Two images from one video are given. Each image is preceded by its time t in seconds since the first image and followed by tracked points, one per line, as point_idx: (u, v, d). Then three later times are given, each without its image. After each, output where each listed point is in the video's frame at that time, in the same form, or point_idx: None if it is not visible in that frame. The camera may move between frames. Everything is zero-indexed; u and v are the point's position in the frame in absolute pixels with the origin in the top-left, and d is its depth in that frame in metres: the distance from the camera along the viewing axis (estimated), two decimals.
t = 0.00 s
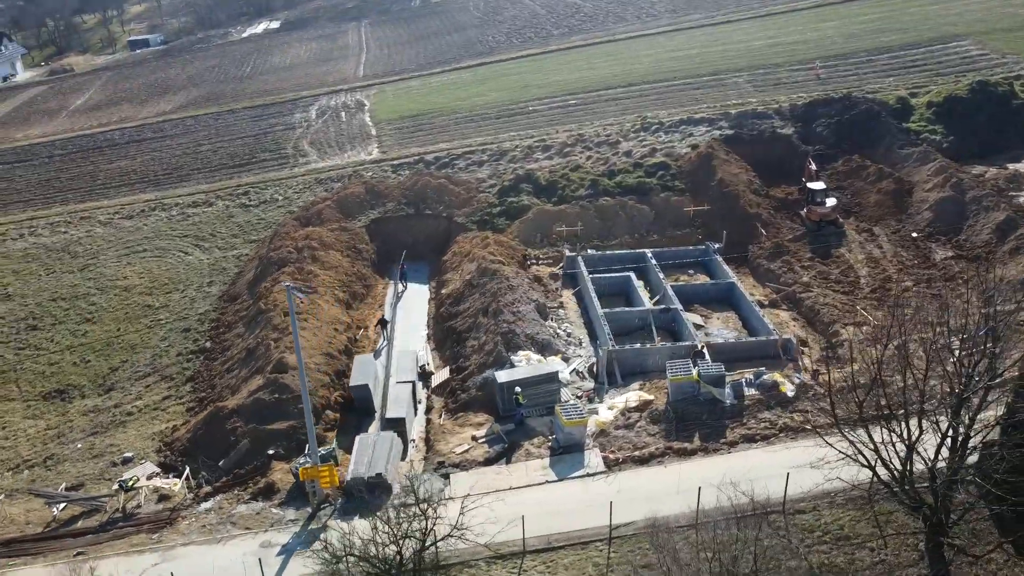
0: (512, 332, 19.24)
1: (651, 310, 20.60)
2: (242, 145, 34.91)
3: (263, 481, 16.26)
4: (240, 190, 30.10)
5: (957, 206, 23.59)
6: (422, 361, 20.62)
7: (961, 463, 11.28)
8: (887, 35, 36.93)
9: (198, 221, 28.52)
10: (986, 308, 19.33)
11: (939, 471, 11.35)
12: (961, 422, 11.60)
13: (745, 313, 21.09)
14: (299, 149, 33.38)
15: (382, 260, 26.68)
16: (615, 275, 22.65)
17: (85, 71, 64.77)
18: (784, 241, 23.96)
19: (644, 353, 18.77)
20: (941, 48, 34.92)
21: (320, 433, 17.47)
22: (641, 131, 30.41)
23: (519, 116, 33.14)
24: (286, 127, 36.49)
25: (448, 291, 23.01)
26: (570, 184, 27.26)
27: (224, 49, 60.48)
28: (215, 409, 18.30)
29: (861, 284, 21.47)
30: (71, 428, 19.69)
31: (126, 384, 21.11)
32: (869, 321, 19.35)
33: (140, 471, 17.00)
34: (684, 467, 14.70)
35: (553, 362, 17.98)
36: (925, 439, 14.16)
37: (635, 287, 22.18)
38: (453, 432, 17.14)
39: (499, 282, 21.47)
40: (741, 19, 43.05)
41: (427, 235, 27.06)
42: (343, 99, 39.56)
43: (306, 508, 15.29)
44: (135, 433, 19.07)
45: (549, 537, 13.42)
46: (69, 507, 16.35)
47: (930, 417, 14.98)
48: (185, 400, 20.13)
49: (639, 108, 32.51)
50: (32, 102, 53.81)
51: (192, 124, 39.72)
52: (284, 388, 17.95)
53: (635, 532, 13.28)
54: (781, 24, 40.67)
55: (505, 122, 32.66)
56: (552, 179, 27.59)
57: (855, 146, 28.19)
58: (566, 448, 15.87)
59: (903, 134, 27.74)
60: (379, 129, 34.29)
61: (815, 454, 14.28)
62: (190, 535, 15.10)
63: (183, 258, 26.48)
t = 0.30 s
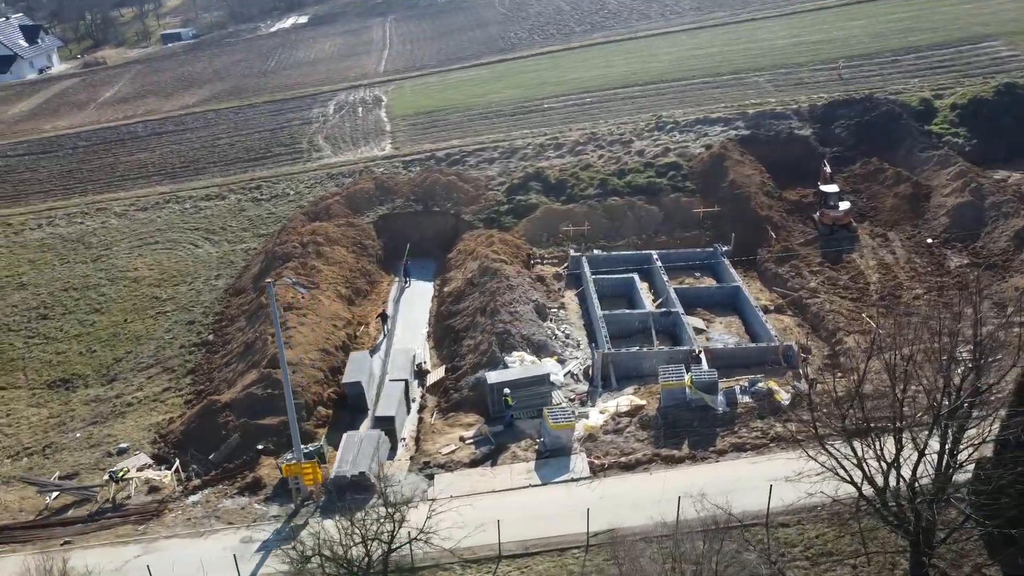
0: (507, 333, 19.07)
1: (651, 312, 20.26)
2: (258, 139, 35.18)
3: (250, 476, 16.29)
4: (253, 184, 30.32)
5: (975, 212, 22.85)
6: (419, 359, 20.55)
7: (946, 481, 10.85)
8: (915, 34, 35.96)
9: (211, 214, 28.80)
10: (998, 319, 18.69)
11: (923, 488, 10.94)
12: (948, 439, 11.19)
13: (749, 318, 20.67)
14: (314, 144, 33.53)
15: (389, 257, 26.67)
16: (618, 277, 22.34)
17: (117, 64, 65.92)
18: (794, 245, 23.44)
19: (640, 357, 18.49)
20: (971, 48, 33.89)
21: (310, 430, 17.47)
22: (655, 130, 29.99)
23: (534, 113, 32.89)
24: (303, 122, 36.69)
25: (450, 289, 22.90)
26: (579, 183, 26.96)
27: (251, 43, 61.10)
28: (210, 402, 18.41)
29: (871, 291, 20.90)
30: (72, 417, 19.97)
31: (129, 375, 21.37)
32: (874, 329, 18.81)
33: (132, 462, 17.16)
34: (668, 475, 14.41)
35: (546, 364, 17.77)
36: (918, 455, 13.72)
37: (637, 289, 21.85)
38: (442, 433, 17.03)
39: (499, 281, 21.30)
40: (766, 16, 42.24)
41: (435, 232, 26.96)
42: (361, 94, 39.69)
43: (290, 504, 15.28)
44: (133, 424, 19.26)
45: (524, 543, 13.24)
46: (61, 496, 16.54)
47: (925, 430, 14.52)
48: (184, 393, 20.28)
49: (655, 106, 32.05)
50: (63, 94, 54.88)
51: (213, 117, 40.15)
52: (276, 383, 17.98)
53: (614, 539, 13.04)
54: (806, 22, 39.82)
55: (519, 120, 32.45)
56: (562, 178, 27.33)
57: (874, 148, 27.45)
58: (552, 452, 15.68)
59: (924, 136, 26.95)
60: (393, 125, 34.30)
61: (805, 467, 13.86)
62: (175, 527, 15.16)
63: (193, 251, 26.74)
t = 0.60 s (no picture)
0: (502, 333, 18.91)
1: (652, 316, 19.94)
2: (276, 134, 35.42)
3: (239, 471, 16.35)
4: (266, 179, 30.52)
5: (994, 219, 22.10)
6: (417, 358, 20.49)
7: (928, 500, 10.48)
8: (945, 35, 34.94)
9: (223, 208, 29.06)
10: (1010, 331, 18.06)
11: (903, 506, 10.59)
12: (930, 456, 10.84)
13: (753, 324, 20.24)
14: (329, 140, 33.66)
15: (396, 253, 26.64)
16: (622, 278, 22.03)
17: (148, 58, 66.97)
18: (804, 249, 22.91)
19: (636, 361, 18.21)
20: (1001, 49, 32.82)
21: (301, 426, 17.48)
22: (670, 130, 29.54)
23: (549, 111, 32.61)
24: (320, 117, 36.86)
25: (452, 287, 22.79)
26: (589, 182, 26.66)
27: (279, 38, 61.64)
28: (205, 396, 18.52)
29: (880, 298, 20.33)
30: (74, 406, 20.26)
31: (132, 366, 21.62)
32: (879, 338, 18.28)
33: (126, 454, 17.33)
34: (652, 484, 14.15)
35: (538, 367, 17.57)
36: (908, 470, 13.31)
37: (640, 291, 21.52)
38: (431, 433, 16.93)
39: (499, 280, 21.13)
40: (792, 14, 41.36)
41: (443, 230, 26.85)
42: (380, 90, 39.78)
43: (274, 501, 15.30)
44: (131, 415, 19.47)
45: (500, 548, 13.08)
46: (55, 485, 16.76)
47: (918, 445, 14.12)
48: (183, 385, 20.46)
49: (672, 105, 31.57)
50: (94, 87, 55.91)
51: (235, 112, 40.56)
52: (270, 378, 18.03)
53: (591, 547, 12.83)
54: (833, 22, 38.93)
55: (533, 118, 32.21)
56: (571, 177, 27.05)
57: (894, 151, 26.70)
58: (538, 456, 15.50)
59: (946, 140, 26.16)
60: (409, 122, 34.29)
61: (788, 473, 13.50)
62: (160, 520, 15.26)
63: (203, 244, 26.99)
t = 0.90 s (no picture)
0: (497, 334, 18.75)
1: (652, 319, 19.60)
2: (293, 128, 35.64)
3: (228, 466, 16.41)
4: (280, 173, 30.70)
5: (1014, 227, 21.33)
6: (415, 357, 20.41)
7: (905, 520, 10.17)
8: (976, 35, 33.85)
9: (236, 202, 29.30)
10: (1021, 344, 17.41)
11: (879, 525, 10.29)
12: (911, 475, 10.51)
13: (756, 330, 19.80)
14: (345, 135, 33.75)
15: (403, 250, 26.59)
16: (625, 281, 21.72)
17: (180, 51, 68.01)
18: (815, 255, 22.35)
19: (631, 366, 17.93)
20: None
21: (293, 422, 17.49)
22: (685, 130, 29.06)
23: (564, 109, 32.31)
24: (338, 113, 37.02)
25: (454, 286, 22.66)
26: (598, 182, 26.34)
27: (306, 33, 62.12)
28: (201, 390, 18.64)
29: (889, 307, 19.74)
30: (77, 396, 20.55)
31: (136, 358, 21.87)
32: (883, 348, 17.76)
33: (121, 445, 17.50)
34: (635, 492, 13.89)
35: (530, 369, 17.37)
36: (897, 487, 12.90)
37: (642, 294, 21.20)
38: (420, 433, 16.83)
39: (499, 281, 20.97)
40: (819, 12, 40.43)
41: (451, 227, 26.75)
42: (399, 86, 39.81)
43: (259, 497, 15.32)
44: (131, 406, 19.68)
45: (475, 552, 12.91)
46: (50, 474, 16.97)
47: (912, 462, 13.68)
48: (184, 378, 20.63)
49: (689, 105, 31.05)
50: (125, 80, 56.91)
51: (256, 106, 40.91)
52: (264, 374, 18.07)
53: (567, 554, 12.63)
54: (861, 21, 37.95)
55: (548, 116, 31.94)
56: (581, 176, 26.76)
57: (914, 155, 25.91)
58: (524, 460, 15.31)
59: (969, 144, 25.33)
60: (424, 119, 34.24)
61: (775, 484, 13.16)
62: (147, 512, 15.36)
63: (214, 238, 27.22)
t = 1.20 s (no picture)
0: (492, 334, 18.60)
1: (651, 323, 19.29)
2: (311, 123, 35.83)
3: (218, 460, 16.50)
4: (295, 168, 30.88)
5: None
6: (412, 355, 20.36)
7: (877, 540, 9.92)
8: (1009, 35, 32.70)
9: (250, 195, 29.55)
10: None
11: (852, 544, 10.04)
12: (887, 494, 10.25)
13: (758, 337, 19.39)
14: (361, 131, 33.83)
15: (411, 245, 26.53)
16: (627, 283, 21.43)
17: (212, 45, 68.89)
18: (824, 260, 21.81)
19: (626, 370, 17.67)
20: None
21: (285, 418, 17.54)
22: (700, 130, 28.57)
23: (580, 107, 31.97)
24: (357, 108, 37.13)
25: (457, 284, 22.55)
26: (608, 182, 26.02)
27: (334, 27, 62.49)
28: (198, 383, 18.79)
29: (897, 316, 19.17)
30: (81, 385, 20.88)
31: (141, 348, 22.15)
32: (886, 358, 17.25)
33: (117, 436, 17.73)
34: (617, 499, 13.69)
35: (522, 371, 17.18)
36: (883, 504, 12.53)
37: (644, 296, 20.90)
38: (409, 433, 16.78)
39: (500, 280, 20.83)
40: (848, 10, 39.42)
41: (460, 224, 26.64)
42: (419, 82, 39.81)
43: (244, 492, 15.38)
44: (131, 397, 19.93)
45: (449, 556, 12.83)
46: (47, 462, 17.25)
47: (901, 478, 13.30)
48: (185, 370, 20.83)
49: (706, 104, 30.53)
50: (157, 72, 57.87)
51: (278, 100, 41.24)
52: (259, 369, 18.15)
53: (540, 561, 12.47)
54: (891, 20, 36.89)
55: (563, 114, 31.66)
56: (592, 176, 26.46)
57: (935, 159, 25.10)
58: (508, 463, 15.16)
59: (992, 149, 24.47)
60: (440, 115, 34.18)
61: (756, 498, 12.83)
62: (135, 503, 15.51)
63: (225, 231, 27.48)
